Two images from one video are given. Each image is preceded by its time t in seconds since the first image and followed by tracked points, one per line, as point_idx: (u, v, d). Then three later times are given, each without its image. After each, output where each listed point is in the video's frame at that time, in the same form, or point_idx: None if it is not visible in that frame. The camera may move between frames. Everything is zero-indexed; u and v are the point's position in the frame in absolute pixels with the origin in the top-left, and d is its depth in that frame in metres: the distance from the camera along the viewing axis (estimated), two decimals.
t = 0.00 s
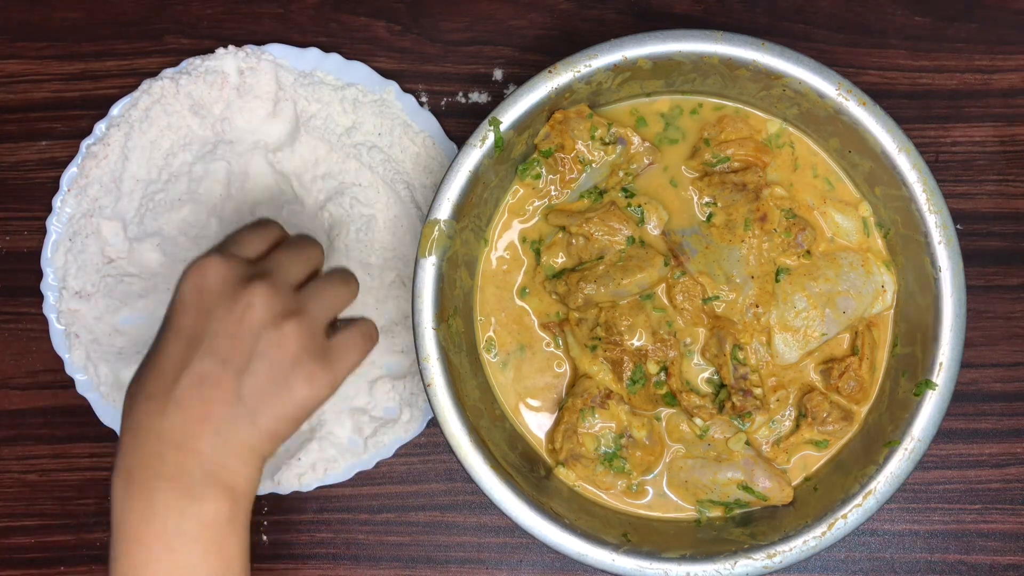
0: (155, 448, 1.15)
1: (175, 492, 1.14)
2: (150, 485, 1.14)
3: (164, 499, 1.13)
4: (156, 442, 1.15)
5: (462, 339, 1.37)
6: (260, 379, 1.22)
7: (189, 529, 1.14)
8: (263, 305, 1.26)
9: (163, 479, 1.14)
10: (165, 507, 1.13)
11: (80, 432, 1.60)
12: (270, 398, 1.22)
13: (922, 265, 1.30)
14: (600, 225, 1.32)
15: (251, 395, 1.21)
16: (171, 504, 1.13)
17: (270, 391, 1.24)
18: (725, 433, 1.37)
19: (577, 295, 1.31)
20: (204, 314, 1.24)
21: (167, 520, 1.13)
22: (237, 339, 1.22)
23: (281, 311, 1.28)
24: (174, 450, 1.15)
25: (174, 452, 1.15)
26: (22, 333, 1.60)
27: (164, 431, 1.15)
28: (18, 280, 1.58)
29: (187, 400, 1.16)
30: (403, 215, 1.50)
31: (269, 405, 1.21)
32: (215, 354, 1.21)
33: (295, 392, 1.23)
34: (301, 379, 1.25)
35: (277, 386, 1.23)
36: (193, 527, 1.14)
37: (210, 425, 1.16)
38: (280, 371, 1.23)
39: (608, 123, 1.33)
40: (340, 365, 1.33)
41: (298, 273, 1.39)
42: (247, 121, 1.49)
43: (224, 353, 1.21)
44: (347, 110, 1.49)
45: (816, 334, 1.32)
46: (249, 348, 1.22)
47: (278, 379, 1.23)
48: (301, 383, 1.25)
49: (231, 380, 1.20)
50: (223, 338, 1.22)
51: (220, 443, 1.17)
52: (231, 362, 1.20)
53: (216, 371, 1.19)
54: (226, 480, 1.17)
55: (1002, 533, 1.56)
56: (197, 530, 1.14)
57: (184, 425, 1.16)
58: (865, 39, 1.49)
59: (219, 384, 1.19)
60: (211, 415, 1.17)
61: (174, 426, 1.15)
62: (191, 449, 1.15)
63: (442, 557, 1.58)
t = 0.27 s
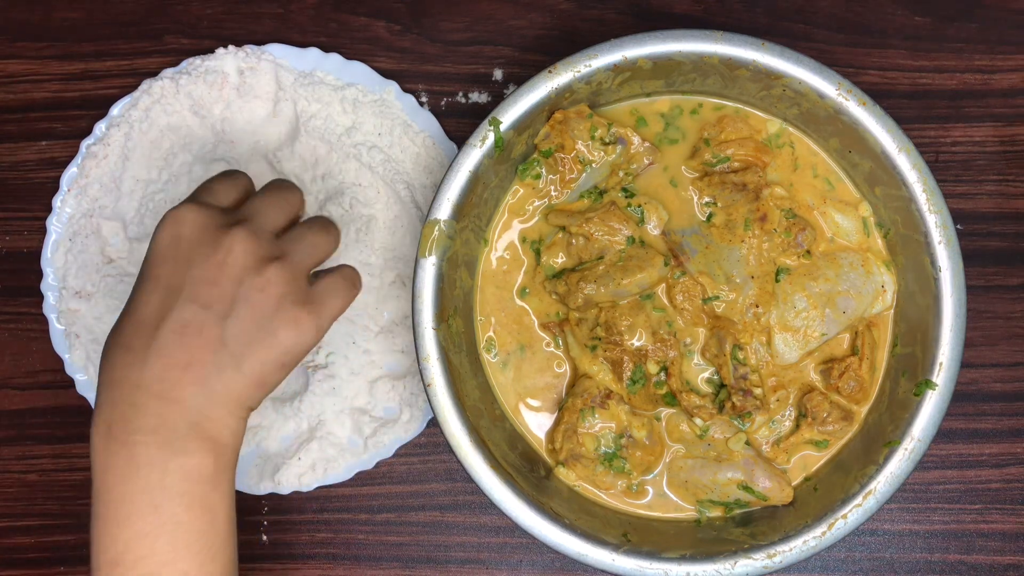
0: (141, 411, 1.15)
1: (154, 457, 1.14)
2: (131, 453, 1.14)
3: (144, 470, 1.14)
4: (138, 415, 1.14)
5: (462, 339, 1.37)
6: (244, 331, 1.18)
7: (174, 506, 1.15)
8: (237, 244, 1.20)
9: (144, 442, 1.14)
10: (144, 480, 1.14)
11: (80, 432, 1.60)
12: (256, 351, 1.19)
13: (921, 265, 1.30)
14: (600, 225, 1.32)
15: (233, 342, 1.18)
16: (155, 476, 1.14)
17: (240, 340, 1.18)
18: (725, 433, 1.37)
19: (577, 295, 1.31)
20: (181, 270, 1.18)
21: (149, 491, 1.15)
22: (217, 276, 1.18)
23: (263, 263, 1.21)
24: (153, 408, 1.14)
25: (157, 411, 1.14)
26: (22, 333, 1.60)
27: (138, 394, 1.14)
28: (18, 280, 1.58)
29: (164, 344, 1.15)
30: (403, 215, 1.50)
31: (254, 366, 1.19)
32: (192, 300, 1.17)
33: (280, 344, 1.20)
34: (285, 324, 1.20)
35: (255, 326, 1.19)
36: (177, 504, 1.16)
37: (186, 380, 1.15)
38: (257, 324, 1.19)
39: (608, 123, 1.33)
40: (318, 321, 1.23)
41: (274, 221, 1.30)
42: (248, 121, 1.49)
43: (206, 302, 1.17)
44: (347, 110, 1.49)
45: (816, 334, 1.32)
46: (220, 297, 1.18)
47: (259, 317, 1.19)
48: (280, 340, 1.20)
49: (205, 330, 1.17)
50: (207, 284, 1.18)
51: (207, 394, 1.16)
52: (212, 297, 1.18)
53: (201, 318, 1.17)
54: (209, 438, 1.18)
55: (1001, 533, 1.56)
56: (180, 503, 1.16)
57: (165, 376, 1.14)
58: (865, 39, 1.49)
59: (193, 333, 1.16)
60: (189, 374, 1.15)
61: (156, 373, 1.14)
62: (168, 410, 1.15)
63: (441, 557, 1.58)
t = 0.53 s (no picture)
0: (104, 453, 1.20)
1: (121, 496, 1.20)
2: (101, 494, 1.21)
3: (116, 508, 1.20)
4: (103, 446, 1.20)
5: (462, 339, 1.37)
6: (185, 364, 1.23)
7: (154, 515, 1.22)
8: (140, 286, 1.18)
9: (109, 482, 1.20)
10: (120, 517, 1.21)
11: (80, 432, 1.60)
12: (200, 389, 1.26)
13: (921, 265, 1.30)
14: (600, 225, 1.32)
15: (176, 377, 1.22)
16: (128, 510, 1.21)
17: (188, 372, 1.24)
18: (725, 432, 1.36)
19: (577, 295, 1.31)
20: (106, 321, 1.17)
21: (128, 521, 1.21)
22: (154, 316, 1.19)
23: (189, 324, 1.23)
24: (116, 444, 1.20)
25: (125, 453, 1.20)
26: (23, 333, 1.60)
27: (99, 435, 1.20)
28: (18, 280, 1.58)
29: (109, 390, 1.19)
30: (403, 215, 1.51)
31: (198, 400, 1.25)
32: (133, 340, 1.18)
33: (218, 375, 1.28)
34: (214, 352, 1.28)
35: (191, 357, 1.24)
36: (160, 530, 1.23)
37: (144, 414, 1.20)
38: (190, 352, 1.23)
39: (608, 123, 1.33)
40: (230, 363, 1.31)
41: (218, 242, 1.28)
42: (247, 121, 1.47)
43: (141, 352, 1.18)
44: (347, 110, 1.50)
45: (816, 334, 1.32)
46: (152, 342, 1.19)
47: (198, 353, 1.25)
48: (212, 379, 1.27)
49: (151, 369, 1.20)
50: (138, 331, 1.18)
51: (167, 420, 1.21)
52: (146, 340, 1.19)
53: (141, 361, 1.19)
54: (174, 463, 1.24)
55: (1001, 533, 1.56)
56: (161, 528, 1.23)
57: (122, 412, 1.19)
58: (865, 39, 1.49)
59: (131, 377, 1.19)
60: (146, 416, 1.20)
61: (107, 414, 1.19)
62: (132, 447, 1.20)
63: (441, 557, 1.58)
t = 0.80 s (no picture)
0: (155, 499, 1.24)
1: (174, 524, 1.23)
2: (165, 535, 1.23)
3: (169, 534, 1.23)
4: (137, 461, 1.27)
5: (462, 339, 1.37)
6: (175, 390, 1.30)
7: (199, 488, 1.25)
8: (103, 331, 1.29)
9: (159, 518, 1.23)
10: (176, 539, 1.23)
11: (80, 432, 1.60)
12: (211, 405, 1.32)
13: (922, 265, 1.30)
14: (600, 225, 1.32)
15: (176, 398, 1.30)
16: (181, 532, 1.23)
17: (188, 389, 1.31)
18: (725, 432, 1.36)
19: (577, 295, 1.31)
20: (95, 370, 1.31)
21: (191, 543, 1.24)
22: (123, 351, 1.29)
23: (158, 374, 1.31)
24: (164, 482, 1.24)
25: (167, 478, 1.25)
26: (23, 333, 1.60)
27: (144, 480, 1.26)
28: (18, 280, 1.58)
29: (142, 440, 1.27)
30: (403, 215, 1.51)
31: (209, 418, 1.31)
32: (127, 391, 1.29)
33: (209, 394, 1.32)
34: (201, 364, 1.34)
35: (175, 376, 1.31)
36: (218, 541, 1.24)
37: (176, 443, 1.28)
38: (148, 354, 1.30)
39: (608, 123, 1.33)
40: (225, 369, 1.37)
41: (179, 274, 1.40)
42: (248, 121, 1.49)
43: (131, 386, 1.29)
44: (347, 110, 1.50)
45: (816, 334, 1.32)
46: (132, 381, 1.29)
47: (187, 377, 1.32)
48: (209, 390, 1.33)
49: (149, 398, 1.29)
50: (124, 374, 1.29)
51: (161, 412, 1.28)
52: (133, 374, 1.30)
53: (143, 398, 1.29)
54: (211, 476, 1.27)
55: (1001, 533, 1.56)
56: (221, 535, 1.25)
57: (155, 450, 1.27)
58: (865, 39, 1.49)
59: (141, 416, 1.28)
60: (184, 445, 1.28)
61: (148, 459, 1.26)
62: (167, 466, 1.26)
63: (442, 557, 1.58)
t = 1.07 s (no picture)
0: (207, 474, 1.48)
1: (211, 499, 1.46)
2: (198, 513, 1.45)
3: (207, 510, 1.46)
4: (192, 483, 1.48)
5: (462, 339, 1.37)
6: (241, 405, 1.50)
7: (239, 549, 1.43)
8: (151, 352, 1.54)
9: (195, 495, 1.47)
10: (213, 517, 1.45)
11: (80, 432, 1.60)
12: (265, 428, 1.50)
13: (922, 265, 1.30)
14: (600, 225, 1.32)
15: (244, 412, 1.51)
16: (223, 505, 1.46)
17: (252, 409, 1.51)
18: (725, 432, 1.36)
19: (577, 295, 1.31)
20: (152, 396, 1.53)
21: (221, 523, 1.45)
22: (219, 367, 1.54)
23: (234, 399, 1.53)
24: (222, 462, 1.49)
25: (206, 553, 1.42)
26: (22, 333, 1.60)
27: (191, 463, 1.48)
28: (18, 279, 1.58)
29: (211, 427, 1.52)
30: (403, 215, 1.50)
31: (256, 436, 1.49)
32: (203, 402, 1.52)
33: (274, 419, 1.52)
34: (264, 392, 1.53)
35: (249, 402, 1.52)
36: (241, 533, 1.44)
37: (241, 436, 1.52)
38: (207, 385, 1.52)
39: (608, 123, 1.33)
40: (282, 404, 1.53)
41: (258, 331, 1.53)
42: (248, 121, 1.48)
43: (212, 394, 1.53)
44: (347, 110, 1.50)
45: (816, 334, 1.32)
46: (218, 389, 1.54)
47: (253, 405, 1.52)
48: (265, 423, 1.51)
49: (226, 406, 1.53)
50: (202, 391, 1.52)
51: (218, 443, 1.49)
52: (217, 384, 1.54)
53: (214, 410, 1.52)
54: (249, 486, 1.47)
55: (1001, 533, 1.56)
56: (245, 530, 1.44)
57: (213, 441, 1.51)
58: (865, 39, 1.49)
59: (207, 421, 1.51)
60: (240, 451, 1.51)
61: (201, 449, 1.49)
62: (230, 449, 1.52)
63: (441, 557, 1.58)
